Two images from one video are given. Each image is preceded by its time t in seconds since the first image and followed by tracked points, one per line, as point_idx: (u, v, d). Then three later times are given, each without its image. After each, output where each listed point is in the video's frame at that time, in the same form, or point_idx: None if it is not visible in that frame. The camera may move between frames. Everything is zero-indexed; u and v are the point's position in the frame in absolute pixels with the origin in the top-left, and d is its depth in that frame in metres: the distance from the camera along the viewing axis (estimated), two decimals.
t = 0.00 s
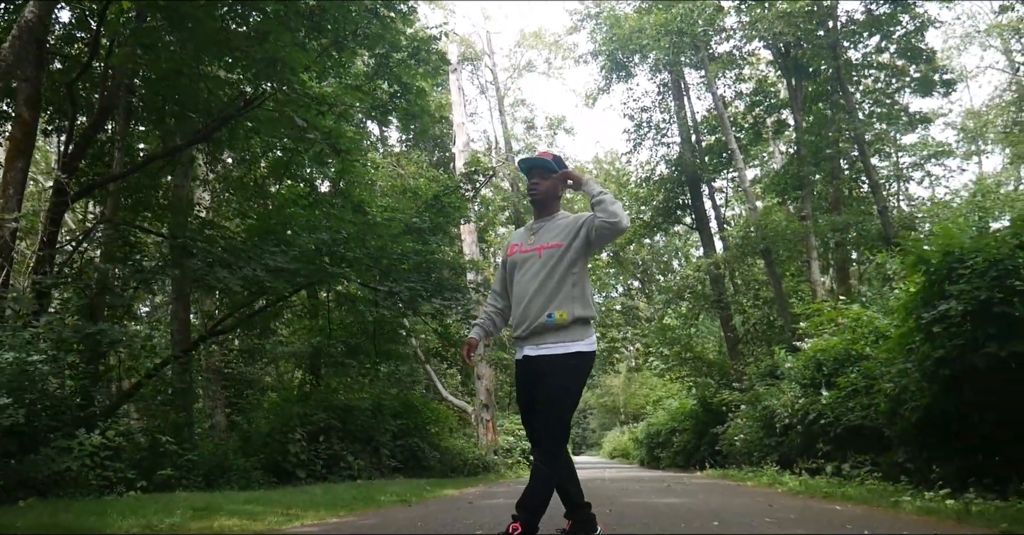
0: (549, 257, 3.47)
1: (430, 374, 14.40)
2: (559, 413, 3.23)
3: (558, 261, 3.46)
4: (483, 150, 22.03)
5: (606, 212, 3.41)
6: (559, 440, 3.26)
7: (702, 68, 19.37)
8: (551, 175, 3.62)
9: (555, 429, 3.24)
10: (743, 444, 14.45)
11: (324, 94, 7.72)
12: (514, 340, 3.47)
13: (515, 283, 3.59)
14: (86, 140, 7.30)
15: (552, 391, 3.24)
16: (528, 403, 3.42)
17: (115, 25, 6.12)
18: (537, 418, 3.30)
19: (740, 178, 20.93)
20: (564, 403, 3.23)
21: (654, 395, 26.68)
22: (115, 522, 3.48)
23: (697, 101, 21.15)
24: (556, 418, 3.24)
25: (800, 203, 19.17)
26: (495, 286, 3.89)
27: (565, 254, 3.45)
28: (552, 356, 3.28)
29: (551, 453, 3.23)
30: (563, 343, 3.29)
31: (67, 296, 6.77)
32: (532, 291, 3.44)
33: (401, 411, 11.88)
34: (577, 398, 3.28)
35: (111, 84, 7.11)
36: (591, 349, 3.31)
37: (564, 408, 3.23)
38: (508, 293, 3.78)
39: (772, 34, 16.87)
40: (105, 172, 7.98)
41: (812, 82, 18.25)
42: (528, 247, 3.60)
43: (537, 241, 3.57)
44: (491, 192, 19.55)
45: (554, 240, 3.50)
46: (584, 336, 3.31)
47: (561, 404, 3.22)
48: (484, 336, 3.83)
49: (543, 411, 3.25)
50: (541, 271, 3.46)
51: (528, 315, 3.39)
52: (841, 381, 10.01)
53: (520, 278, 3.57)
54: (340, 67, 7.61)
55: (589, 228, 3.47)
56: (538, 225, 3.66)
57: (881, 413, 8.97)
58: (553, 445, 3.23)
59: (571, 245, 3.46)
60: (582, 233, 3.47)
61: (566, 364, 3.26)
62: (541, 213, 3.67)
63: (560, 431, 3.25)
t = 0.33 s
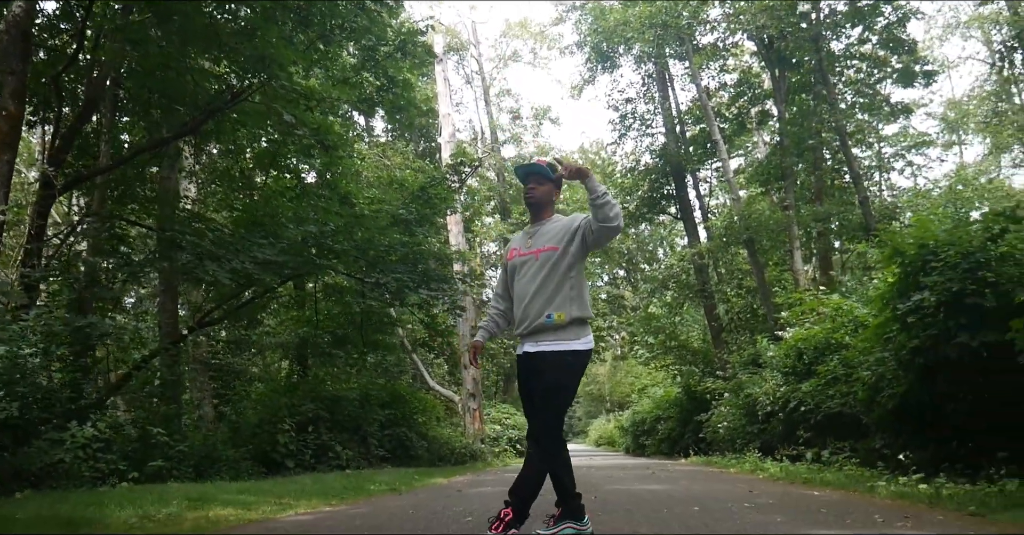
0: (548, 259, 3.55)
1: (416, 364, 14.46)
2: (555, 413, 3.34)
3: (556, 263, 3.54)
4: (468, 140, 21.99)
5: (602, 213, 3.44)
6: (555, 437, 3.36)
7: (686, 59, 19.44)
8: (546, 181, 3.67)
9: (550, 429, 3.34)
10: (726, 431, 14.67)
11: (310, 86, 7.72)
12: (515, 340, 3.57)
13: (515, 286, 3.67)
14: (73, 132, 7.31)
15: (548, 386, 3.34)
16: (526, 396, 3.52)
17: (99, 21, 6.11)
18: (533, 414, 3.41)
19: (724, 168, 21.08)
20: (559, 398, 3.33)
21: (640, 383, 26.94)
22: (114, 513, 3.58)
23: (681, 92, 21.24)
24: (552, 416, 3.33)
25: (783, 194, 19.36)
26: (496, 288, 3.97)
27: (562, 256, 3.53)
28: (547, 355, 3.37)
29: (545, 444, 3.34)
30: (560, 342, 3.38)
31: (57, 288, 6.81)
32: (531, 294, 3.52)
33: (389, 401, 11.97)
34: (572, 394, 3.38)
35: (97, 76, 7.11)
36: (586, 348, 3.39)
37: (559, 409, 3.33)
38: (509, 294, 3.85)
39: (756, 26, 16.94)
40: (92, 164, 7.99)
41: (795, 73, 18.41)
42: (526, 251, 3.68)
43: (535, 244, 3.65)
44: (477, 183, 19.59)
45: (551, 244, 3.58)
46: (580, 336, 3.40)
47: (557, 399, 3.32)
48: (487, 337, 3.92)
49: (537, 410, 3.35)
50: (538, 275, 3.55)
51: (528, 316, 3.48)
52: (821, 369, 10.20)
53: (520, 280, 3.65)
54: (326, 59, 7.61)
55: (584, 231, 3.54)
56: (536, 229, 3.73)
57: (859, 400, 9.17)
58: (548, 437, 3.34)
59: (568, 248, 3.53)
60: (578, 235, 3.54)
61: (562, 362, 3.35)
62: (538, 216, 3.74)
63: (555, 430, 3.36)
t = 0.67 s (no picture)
0: (539, 257, 3.65)
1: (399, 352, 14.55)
2: (549, 402, 3.49)
3: (546, 260, 3.64)
4: (451, 129, 21.97)
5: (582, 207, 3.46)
6: (547, 425, 3.49)
7: (668, 50, 19.53)
8: (538, 181, 3.77)
9: (544, 418, 3.48)
10: (706, 418, 14.90)
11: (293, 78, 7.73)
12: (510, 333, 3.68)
13: (511, 284, 3.78)
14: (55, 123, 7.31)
15: (541, 374, 3.46)
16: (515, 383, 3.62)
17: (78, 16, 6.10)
18: (524, 402, 3.51)
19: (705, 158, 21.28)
20: (551, 385, 3.47)
21: (622, 371, 27.22)
22: (109, 500, 3.69)
23: (662, 82, 21.35)
24: (544, 402, 3.47)
25: (761, 183, 19.58)
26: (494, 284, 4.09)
27: (552, 253, 3.63)
28: (542, 346, 3.48)
29: (534, 430, 3.45)
30: (551, 334, 3.51)
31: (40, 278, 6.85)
32: (524, 290, 3.63)
33: (373, 390, 12.05)
34: (562, 382, 3.53)
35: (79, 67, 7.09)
36: (577, 340, 3.54)
37: (552, 399, 3.49)
38: (507, 290, 3.93)
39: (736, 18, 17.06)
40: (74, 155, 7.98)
41: (775, 64, 18.61)
42: (520, 249, 3.78)
43: (528, 242, 3.75)
44: (459, 172, 19.64)
45: (542, 241, 3.67)
46: (573, 329, 3.55)
47: (550, 387, 3.46)
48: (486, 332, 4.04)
49: (532, 399, 3.47)
50: (531, 271, 3.66)
51: (521, 310, 3.59)
52: (797, 357, 10.42)
53: (515, 277, 3.76)
54: (309, 51, 7.60)
55: (570, 226, 3.61)
56: (529, 228, 3.82)
57: (834, 387, 9.40)
58: (539, 424, 3.46)
59: (557, 244, 3.62)
60: (564, 230, 3.61)
61: (555, 352, 3.48)
62: (531, 216, 3.83)
63: (548, 419, 3.49)
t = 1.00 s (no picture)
0: (525, 253, 3.76)
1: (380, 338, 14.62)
2: (533, 386, 3.62)
3: (532, 256, 3.74)
4: (430, 115, 21.91)
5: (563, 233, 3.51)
6: (531, 406, 3.62)
7: (646, 37, 19.60)
8: (525, 177, 3.88)
9: (528, 400, 3.61)
10: (683, 401, 15.15)
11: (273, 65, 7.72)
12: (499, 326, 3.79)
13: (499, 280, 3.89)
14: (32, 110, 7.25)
15: (525, 357, 3.59)
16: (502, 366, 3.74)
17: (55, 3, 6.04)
18: (508, 383, 3.63)
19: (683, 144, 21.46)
20: (535, 367, 3.60)
21: (601, 355, 27.48)
22: (99, 485, 3.76)
23: (641, 69, 21.44)
24: (528, 384, 3.60)
25: (738, 170, 19.81)
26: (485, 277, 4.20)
27: (537, 249, 3.74)
28: (527, 332, 3.60)
29: (519, 411, 3.58)
30: (540, 326, 3.61)
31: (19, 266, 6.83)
32: (511, 286, 3.74)
33: (353, 375, 12.12)
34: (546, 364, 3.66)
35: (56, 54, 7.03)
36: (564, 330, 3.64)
37: (537, 383, 3.62)
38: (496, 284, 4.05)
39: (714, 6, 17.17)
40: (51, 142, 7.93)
41: (752, 51, 18.77)
42: (508, 244, 3.89)
43: (515, 237, 3.85)
44: (439, 158, 19.62)
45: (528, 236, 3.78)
46: (559, 318, 3.65)
47: (534, 368, 3.59)
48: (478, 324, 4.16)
49: (517, 382, 3.60)
50: (517, 267, 3.76)
51: (509, 306, 3.70)
52: (771, 341, 10.67)
53: (503, 272, 3.87)
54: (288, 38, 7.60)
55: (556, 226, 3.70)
56: (516, 223, 3.92)
57: (805, 370, 9.66)
58: (524, 405, 3.59)
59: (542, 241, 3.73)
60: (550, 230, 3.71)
61: (539, 336, 3.60)
62: (519, 211, 3.93)
63: (532, 402, 3.62)
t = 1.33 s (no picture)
0: (509, 243, 3.85)
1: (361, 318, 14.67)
2: (520, 368, 3.76)
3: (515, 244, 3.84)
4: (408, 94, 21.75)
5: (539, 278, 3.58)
6: (519, 382, 3.75)
7: (625, 17, 19.58)
8: (513, 168, 3.98)
9: (517, 376, 3.74)
10: (661, 378, 15.42)
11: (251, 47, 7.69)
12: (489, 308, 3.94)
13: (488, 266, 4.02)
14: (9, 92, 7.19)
15: (512, 336, 3.71)
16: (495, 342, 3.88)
17: None
18: (499, 360, 3.77)
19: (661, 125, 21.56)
20: (523, 345, 3.72)
21: (581, 333, 27.72)
22: (92, 465, 3.85)
23: (620, 49, 21.43)
24: (518, 362, 3.74)
25: (716, 150, 19.99)
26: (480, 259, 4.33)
27: (520, 240, 3.83)
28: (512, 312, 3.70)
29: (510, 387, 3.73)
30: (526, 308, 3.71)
31: None
32: (498, 273, 3.87)
33: (335, 355, 12.20)
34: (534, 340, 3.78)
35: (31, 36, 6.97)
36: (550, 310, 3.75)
37: (524, 363, 3.75)
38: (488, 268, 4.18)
39: None
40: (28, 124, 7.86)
41: (730, 32, 18.86)
42: (494, 231, 3.99)
43: (501, 224, 3.95)
44: (418, 137, 19.54)
45: (513, 224, 3.87)
46: (544, 301, 3.74)
47: (523, 347, 3.73)
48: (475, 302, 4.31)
49: (506, 363, 3.74)
50: (502, 254, 3.85)
51: (496, 292, 3.84)
52: (747, 320, 10.90)
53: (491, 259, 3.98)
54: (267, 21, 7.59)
55: (539, 220, 3.79)
56: (503, 211, 4.02)
57: (779, 347, 9.91)
58: (514, 382, 3.73)
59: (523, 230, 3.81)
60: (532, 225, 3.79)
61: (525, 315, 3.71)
62: (507, 200, 4.03)
63: (521, 382, 3.75)
